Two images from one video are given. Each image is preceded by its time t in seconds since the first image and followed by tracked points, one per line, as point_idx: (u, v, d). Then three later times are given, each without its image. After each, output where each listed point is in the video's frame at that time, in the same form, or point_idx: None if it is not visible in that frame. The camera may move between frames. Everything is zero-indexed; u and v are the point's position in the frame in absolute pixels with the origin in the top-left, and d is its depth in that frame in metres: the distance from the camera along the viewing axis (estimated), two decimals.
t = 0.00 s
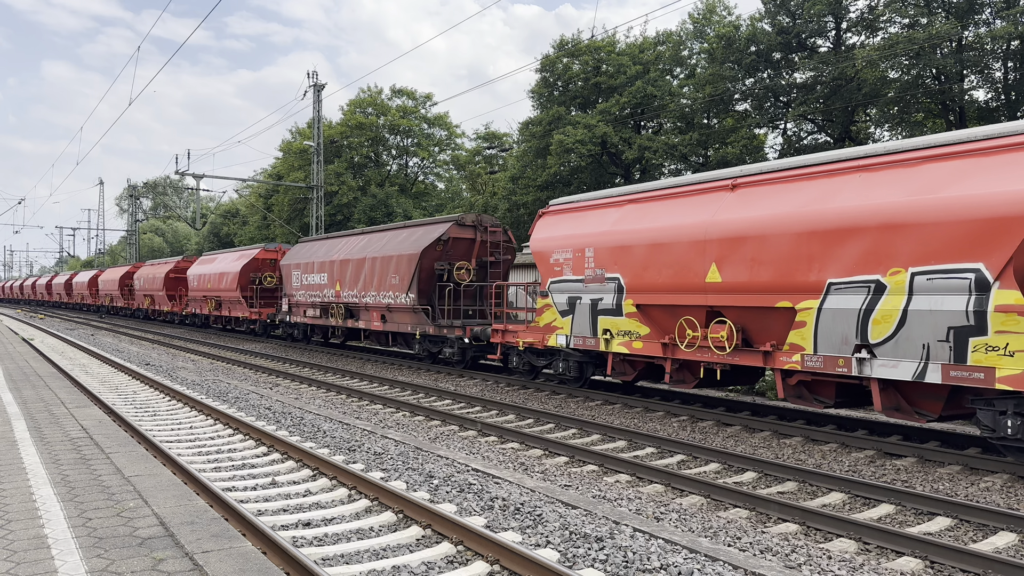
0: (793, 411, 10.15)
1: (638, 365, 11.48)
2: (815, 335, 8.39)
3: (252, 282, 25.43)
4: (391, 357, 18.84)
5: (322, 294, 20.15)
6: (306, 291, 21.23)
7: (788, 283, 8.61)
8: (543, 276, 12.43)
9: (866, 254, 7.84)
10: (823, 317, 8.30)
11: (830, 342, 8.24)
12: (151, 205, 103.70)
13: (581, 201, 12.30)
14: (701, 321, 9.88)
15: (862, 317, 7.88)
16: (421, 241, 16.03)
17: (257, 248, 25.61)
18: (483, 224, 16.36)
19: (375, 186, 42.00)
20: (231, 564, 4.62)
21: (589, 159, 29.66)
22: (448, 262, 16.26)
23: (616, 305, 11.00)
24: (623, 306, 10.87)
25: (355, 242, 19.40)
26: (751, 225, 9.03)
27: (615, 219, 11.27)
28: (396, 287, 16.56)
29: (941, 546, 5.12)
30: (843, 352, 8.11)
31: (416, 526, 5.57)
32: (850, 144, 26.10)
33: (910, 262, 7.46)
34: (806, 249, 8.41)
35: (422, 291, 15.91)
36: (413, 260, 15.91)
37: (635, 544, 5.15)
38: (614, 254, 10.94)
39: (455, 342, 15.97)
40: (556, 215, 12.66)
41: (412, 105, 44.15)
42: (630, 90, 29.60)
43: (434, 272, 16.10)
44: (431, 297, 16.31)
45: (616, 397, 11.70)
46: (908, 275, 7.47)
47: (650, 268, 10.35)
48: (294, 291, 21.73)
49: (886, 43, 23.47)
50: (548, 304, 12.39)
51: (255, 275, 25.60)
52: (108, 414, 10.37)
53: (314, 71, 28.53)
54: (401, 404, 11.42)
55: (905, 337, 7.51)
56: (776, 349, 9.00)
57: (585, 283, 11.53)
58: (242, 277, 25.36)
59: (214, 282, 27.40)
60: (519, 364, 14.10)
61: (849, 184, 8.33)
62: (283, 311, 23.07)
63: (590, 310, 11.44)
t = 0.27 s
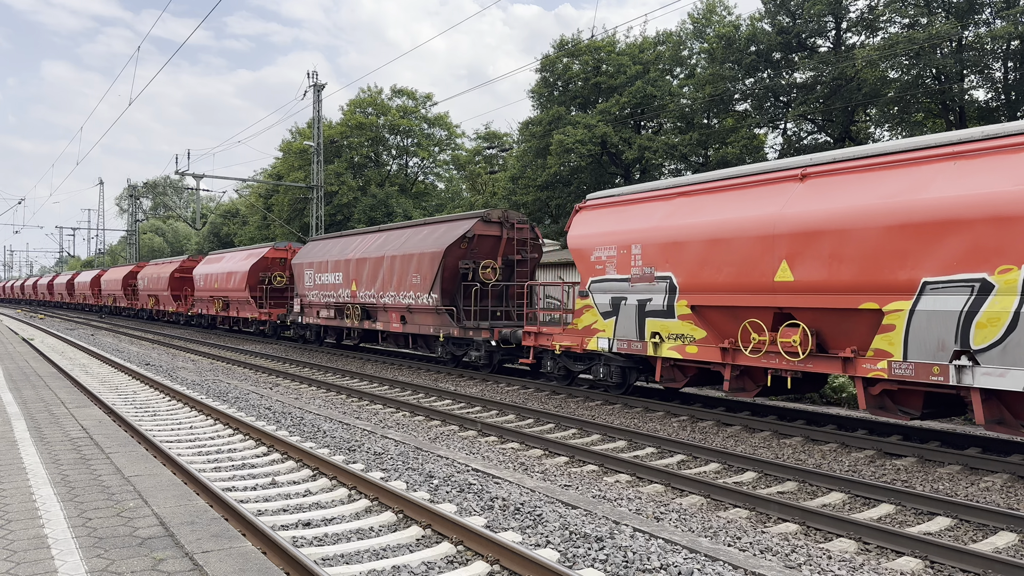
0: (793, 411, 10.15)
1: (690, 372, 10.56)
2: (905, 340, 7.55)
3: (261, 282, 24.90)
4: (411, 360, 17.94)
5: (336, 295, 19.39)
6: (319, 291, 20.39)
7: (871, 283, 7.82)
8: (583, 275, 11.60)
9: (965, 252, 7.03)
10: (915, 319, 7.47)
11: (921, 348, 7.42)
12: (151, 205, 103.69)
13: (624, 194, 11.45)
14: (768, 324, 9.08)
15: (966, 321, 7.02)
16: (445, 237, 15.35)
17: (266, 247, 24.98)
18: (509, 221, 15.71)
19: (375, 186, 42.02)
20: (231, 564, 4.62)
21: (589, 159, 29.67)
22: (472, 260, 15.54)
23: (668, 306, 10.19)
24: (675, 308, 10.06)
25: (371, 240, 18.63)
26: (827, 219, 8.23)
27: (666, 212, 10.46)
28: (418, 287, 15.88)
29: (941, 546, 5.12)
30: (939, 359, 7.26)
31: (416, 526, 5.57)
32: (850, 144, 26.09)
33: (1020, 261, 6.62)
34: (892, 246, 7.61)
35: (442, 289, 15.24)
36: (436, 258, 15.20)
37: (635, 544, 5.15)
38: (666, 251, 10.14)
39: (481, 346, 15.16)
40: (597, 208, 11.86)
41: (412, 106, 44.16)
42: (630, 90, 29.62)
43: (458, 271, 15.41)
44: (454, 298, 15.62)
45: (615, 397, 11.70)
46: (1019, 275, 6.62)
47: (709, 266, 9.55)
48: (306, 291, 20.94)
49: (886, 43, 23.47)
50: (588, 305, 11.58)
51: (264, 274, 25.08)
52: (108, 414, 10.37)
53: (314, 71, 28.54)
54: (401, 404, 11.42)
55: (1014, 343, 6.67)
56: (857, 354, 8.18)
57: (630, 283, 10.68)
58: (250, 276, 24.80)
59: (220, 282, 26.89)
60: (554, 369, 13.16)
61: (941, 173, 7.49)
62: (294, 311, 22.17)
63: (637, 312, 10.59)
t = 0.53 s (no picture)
0: (793, 411, 10.15)
1: (749, 378, 9.79)
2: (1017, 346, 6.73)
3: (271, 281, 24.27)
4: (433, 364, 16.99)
5: (351, 295, 18.55)
6: (333, 291, 19.44)
7: (971, 284, 7.00)
8: (628, 275, 10.74)
9: None
10: None
11: None
12: (151, 205, 103.67)
13: (675, 186, 10.62)
14: (848, 327, 8.23)
15: None
16: (471, 234, 14.49)
17: (277, 246, 24.15)
18: (538, 216, 14.82)
19: (375, 186, 42.02)
20: (231, 564, 4.62)
21: (589, 159, 29.67)
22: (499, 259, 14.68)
23: (729, 307, 9.38)
24: (738, 309, 9.25)
25: (389, 238, 17.78)
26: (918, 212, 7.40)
27: (726, 206, 9.64)
28: (441, 286, 15.04)
29: (941, 546, 5.12)
30: None
31: (416, 526, 5.57)
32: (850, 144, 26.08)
33: None
34: (996, 241, 6.78)
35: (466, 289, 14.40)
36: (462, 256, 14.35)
37: (635, 544, 5.15)
38: (728, 248, 9.33)
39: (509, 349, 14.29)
40: (643, 202, 11.06)
41: (412, 105, 44.15)
42: (630, 90, 29.64)
43: (484, 269, 14.55)
44: (479, 297, 14.79)
45: (615, 398, 11.70)
46: None
47: (778, 265, 8.75)
48: (319, 292, 20.09)
49: (886, 43, 23.46)
50: (635, 306, 10.71)
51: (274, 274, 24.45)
52: (108, 414, 10.37)
53: (314, 71, 28.54)
54: (401, 404, 11.42)
55: None
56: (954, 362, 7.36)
57: (684, 283, 9.87)
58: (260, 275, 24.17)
59: (227, 282, 26.38)
60: (593, 375, 12.27)
61: None
62: (306, 312, 21.27)
63: (693, 314, 9.76)
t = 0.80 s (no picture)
0: (793, 411, 10.15)
1: (821, 388, 8.97)
2: None
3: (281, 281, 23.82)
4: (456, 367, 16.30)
5: (368, 295, 17.84)
6: (349, 291, 18.72)
7: None
8: (681, 274, 9.96)
9: None
10: None
11: None
12: (151, 205, 103.65)
13: (731, 177, 9.80)
14: (945, 331, 7.41)
15: None
16: (500, 231, 13.73)
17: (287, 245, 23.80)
18: (570, 211, 14.03)
19: (375, 186, 42.02)
20: (231, 564, 4.63)
21: (589, 159, 29.68)
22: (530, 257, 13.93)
23: (801, 309, 8.57)
24: (811, 312, 8.45)
25: (409, 236, 17.02)
26: None
27: (796, 197, 8.82)
28: (469, 286, 14.30)
29: (941, 546, 5.12)
30: None
31: (416, 526, 5.57)
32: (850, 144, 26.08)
33: None
34: None
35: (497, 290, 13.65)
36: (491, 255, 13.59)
37: (634, 544, 5.15)
38: (800, 244, 8.53)
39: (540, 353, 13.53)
40: (696, 194, 10.27)
41: (412, 105, 44.14)
42: (630, 90, 29.66)
43: (514, 269, 13.81)
44: (509, 298, 14.06)
45: (616, 398, 11.71)
46: None
47: (860, 262, 7.94)
48: (335, 292, 19.38)
49: (886, 43, 23.46)
50: (688, 308, 9.97)
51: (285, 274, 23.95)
52: (108, 414, 10.37)
53: (314, 71, 28.55)
54: (401, 404, 11.42)
55: None
56: None
57: (748, 282, 9.08)
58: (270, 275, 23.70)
59: (236, 281, 26.06)
60: (639, 381, 11.50)
61: None
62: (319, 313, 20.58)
63: (759, 316, 8.97)
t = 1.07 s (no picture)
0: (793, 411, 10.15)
1: (905, 398, 8.08)
2: None
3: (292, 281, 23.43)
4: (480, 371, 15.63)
5: (387, 295, 17.18)
6: (366, 291, 18.07)
7: None
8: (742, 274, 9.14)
9: None
10: None
11: None
12: (151, 205, 103.64)
13: (798, 166, 9.00)
14: None
15: None
16: (533, 227, 13.04)
17: (298, 243, 23.41)
18: (606, 206, 13.36)
19: (375, 186, 42.01)
20: (231, 564, 4.62)
21: (589, 159, 29.68)
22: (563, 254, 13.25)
23: (888, 312, 7.68)
24: (900, 314, 7.56)
25: (431, 233, 16.35)
26: None
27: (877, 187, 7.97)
28: (498, 285, 13.61)
29: (942, 546, 5.11)
30: None
31: (416, 526, 5.57)
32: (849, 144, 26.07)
33: None
34: None
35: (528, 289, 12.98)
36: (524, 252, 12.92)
37: (634, 544, 5.15)
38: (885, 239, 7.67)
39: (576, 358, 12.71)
40: (757, 185, 9.45)
41: (412, 106, 44.13)
42: (630, 90, 29.69)
43: (546, 267, 13.13)
44: (541, 298, 13.37)
45: (615, 398, 11.70)
46: None
47: (956, 258, 7.08)
48: (350, 292, 18.73)
49: (886, 43, 23.45)
50: (752, 310, 9.12)
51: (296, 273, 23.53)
52: (108, 414, 10.37)
53: (314, 71, 28.57)
54: (401, 404, 11.42)
55: None
56: None
57: (824, 281, 8.22)
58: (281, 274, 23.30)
59: (246, 282, 25.87)
60: (691, 389, 10.56)
61: None
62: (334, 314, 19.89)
63: (837, 319, 8.10)
